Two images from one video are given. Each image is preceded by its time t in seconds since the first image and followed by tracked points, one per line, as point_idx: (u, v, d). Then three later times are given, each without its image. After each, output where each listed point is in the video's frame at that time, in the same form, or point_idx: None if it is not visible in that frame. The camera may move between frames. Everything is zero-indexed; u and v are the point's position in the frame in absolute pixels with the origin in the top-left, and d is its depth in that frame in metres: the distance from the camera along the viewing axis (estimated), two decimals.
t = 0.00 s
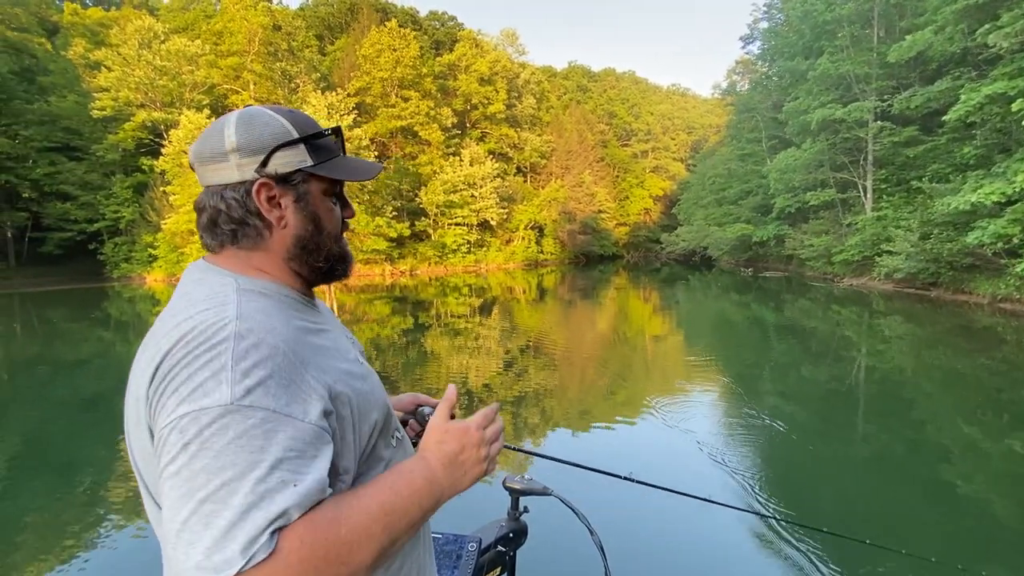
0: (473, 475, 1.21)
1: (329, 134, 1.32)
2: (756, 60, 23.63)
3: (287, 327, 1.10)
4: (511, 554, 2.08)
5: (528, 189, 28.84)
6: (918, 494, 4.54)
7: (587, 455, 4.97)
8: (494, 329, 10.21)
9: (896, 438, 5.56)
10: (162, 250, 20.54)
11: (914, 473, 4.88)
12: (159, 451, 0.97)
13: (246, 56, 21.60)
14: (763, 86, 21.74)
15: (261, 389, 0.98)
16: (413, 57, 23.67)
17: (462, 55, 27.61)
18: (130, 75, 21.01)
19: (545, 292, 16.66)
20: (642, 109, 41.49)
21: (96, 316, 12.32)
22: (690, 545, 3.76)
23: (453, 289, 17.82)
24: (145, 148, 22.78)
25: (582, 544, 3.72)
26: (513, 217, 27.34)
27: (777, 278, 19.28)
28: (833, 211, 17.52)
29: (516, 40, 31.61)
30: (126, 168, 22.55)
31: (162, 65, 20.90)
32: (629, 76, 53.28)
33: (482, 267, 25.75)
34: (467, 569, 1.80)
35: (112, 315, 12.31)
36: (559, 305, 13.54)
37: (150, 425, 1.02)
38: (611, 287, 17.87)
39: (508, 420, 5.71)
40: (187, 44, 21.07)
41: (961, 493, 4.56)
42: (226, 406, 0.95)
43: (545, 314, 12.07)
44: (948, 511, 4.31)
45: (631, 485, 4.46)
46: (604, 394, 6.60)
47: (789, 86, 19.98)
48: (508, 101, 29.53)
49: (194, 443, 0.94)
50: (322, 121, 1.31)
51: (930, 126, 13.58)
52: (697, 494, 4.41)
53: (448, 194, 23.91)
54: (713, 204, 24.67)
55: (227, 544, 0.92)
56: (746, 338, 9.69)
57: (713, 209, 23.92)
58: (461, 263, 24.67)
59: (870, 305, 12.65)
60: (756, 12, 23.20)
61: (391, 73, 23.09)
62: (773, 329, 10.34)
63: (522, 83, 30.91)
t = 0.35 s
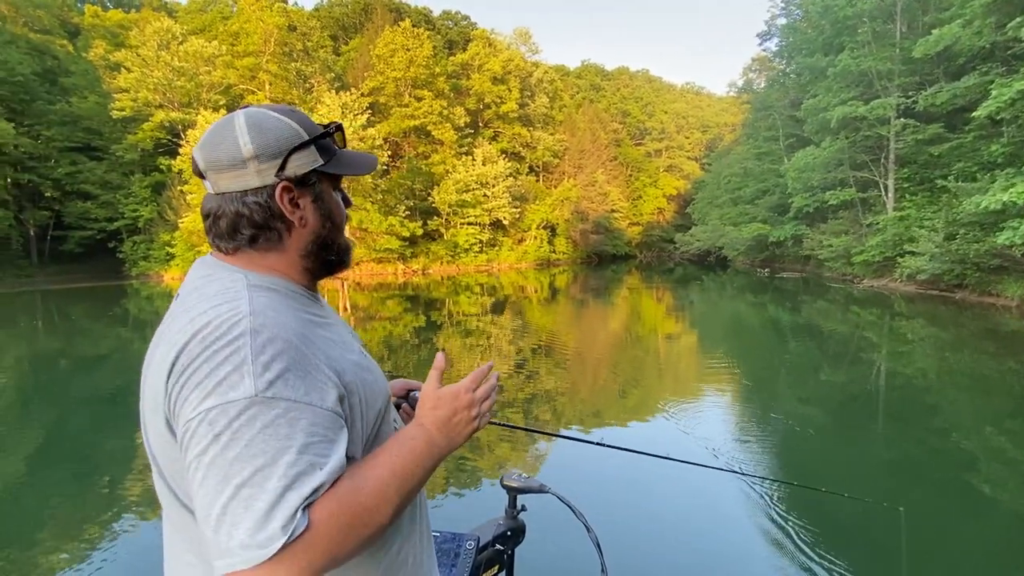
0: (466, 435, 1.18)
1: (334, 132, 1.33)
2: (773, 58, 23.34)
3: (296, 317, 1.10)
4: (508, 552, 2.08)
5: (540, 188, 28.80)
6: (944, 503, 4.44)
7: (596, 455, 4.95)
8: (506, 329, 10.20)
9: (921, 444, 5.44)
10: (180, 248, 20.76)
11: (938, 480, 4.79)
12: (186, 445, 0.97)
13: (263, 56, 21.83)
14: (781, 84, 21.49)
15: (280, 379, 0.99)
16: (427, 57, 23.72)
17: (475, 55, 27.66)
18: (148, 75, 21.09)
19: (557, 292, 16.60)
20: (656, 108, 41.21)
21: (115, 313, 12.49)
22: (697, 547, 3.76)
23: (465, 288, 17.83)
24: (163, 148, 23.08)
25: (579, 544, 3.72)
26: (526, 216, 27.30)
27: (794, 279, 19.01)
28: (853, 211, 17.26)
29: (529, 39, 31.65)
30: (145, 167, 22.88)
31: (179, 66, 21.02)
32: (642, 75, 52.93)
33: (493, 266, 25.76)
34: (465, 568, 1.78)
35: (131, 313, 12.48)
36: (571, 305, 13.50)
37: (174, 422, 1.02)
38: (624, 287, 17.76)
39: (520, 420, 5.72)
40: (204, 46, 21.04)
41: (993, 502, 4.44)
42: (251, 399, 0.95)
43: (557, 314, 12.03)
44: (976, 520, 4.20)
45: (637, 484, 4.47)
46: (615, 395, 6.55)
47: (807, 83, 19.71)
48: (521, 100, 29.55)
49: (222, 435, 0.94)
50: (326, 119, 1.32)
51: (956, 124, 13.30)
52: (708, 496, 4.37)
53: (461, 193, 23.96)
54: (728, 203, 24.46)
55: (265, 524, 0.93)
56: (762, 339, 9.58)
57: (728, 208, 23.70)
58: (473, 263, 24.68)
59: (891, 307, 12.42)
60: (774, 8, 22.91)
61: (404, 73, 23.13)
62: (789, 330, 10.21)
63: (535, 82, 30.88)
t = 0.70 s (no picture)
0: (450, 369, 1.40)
1: (352, 143, 1.39)
2: (791, 55, 23.04)
3: (321, 288, 1.24)
4: (510, 552, 2.06)
5: (552, 188, 28.73)
6: (965, 508, 4.36)
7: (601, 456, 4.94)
8: (517, 329, 10.19)
9: (946, 450, 5.33)
10: (195, 247, 20.93)
11: (958, 486, 4.71)
12: (278, 407, 1.09)
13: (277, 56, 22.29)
14: (799, 82, 21.21)
15: (337, 334, 1.14)
16: (439, 56, 23.80)
17: (488, 54, 27.86)
18: (166, 76, 21.45)
19: (568, 292, 16.51)
20: (670, 106, 40.93)
21: (132, 310, 12.63)
22: (704, 544, 3.78)
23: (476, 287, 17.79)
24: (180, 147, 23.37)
25: (580, 542, 3.73)
26: (538, 215, 27.24)
27: (811, 280, 18.74)
28: (873, 211, 16.98)
29: (542, 38, 31.74)
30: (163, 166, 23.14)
31: (196, 66, 21.39)
32: (656, 74, 52.50)
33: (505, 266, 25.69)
34: (465, 567, 1.78)
35: (149, 310, 12.65)
36: (583, 306, 13.42)
37: (248, 399, 1.12)
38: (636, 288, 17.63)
39: (530, 418, 5.74)
40: (220, 46, 21.38)
41: (1021, 510, 4.33)
42: (328, 352, 1.11)
43: (569, 314, 11.98)
44: (1001, 526, 4.12)
45: (641, 484, 4.47)
46: (627, 396, 6.55)
47: (825, 80, 19.42)
48: (533, 99, 29.54)
49: (317, 388, 1.09)
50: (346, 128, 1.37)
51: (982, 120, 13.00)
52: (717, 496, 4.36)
53: (474, 193, 23.95)
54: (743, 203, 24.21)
55: (379, 441, 1.10)
56: (777, 342, 9.46)
57: (744, 208, 23.45)
58: (485, 262, 24.65)
59: (914, 310, 12.17)
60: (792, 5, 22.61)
61: (417, 73, 23.24)
62: (806, 333, 10.07)
63: (547, 81, 30.85)
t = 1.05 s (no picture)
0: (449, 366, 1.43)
1: (361, 156, 1.41)
2: (808, 52, 22.76)
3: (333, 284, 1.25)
4: (512, 552, 2.06)
5: (564, 187, 28.64)
6: (988, 514, 4.29)
7: (608, 457, 4.90)
8: (528, 329, 10.16)
9: (969, 455, 5.23)
10: (210, 245, 21.12)
11: (980, 491, 4.63)
12: (301, 387, 1.10)
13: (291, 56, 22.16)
14: (816, 80, 20.94)
15: (355, 322, 1.17)
16: (452, 55, 23.86)
17: (500, 53, 27.87)
18: (182, 76, 21.81)
19: (579, 292, 16.44)
20: (683, 105, 40.69)
21: (147, 308, 12.76)
22: (709, 545, 3.76)
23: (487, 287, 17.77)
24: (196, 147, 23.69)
25: (583, 542, 3.72)
26: (549, 215, 27.21)
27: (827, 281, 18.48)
28: (893, 211, 16.70)
29: (554, 36, 31.74)
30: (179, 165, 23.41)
31: (212, 66, 21.73)
32: (669, 72, 52.14)
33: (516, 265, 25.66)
34: (468, 568, 1.78)
35: (165, 307, 12.81)
36: (594, 306, 13.37)
37: (270, 380, 1.12)
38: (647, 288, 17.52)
39: (541, 419, 5.72)
40: (235, 46, 21.84)
41: None
42: (349, 337, 1.13)
43: (579, 314, 11.94)
44: None
45: (648, 485, 4.43)
46: (638, 396, 6.51)
47: (843, 77, 19.13)
48: (545, 98, 29.51)
49: (338, 369, 1.11)
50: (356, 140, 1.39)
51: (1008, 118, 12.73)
52: (728, 498, 4.32)
53: (485, 192, 23.94)
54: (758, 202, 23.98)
55: (392, 420, 1.13)
56: (791, 343, 9.35)
57: (759, 207, 23.21)
58: (497, 261, 24.64)
59: (935, 313, 11.94)
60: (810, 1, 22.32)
61: (429, 72, 23.34)
62: (822, 335, 9.94)
63: (559, 80, 30.81)
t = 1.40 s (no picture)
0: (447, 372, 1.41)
1: (353, 159, 1.41)
2: (825, 49, 22.46)
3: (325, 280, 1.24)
4: (514, 554, 2.05)
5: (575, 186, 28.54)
6: (1009, 523, 4.19)
7: (617, 458, 4.88)
8: (538, 329, 10.12)
9: (991, 462, 5.12)
10: (225, 244, 21.30)
11: (1000, 498, 4.53)
12: (286, 374, 1.10)
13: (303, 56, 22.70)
14: (833, 77, 20.66)
15: (343, 317, 1.16)
16: (464, 54, 23.92)
17: (512, 51, 27.79)
18: (197, 76, 21.90)
19: (590, 292, 16.36)
20: (696, 104, 40.38)
21: (161, 305, 12.87)
22: (713, 548, 3.74)
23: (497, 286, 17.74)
24: (211, 146, 23.93)
25: (586, 541, 3.73)
26: (559, 214, 27.17)
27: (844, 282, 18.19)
28: (913, 211, 16.41)
29: (566, 35, 31.66)
30: (195, 164, 23.65)
31: (226, 66, 21.90)
32: (681, 70, 51.78)
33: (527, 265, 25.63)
34: (470, 569, 1.77)
35: (179, 304, 12.92)
36: (604, 306, 13.31)
37: (259, 367, 1.12)
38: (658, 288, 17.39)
39: (551, 420, 5.69)
40: (249, 47, 21.98)
41: None
42: (335, 328, 1.12)
43: (589, 314, 11.89)
44: None
45: (652, 487, 4.41)
46: (648, 398, 6.47)
47: (863, 74, 18.82)
48: (557, 97, 29.44)
49: (322, 357, 1.11)
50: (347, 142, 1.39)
51: None
52: (736, 500, 4.30)
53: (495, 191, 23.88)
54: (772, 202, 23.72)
55: (372, 409, 1.12)
56: (805, 345, 9.23)
57: (773, 207, 22.96)
58: (507, 261, 24.62)
59: (956, 316, 11.69)
60: None
61: (441, 72, 23.41)
62: (839, 337, 9.80)
63: (571, 79, 30.73)
